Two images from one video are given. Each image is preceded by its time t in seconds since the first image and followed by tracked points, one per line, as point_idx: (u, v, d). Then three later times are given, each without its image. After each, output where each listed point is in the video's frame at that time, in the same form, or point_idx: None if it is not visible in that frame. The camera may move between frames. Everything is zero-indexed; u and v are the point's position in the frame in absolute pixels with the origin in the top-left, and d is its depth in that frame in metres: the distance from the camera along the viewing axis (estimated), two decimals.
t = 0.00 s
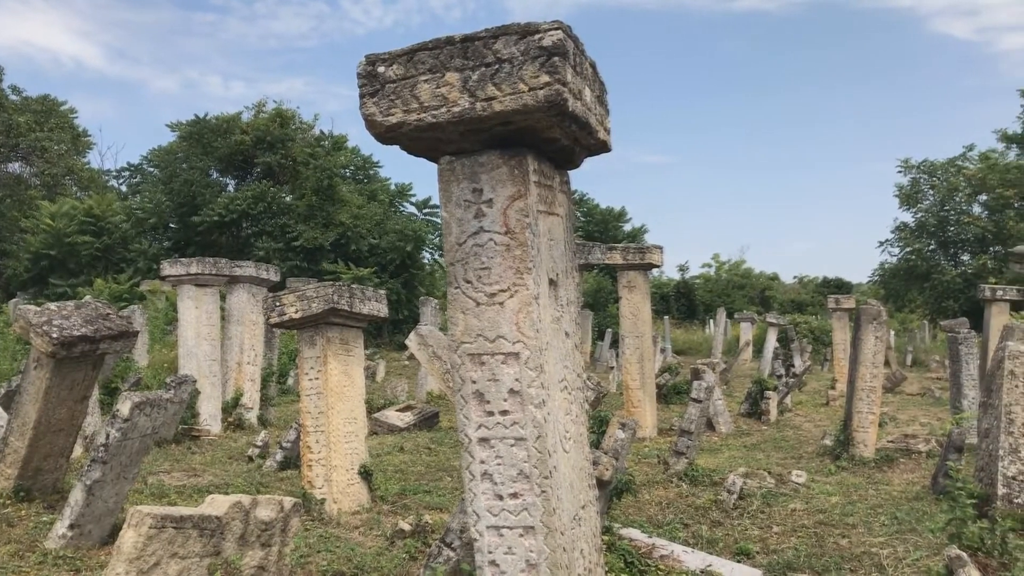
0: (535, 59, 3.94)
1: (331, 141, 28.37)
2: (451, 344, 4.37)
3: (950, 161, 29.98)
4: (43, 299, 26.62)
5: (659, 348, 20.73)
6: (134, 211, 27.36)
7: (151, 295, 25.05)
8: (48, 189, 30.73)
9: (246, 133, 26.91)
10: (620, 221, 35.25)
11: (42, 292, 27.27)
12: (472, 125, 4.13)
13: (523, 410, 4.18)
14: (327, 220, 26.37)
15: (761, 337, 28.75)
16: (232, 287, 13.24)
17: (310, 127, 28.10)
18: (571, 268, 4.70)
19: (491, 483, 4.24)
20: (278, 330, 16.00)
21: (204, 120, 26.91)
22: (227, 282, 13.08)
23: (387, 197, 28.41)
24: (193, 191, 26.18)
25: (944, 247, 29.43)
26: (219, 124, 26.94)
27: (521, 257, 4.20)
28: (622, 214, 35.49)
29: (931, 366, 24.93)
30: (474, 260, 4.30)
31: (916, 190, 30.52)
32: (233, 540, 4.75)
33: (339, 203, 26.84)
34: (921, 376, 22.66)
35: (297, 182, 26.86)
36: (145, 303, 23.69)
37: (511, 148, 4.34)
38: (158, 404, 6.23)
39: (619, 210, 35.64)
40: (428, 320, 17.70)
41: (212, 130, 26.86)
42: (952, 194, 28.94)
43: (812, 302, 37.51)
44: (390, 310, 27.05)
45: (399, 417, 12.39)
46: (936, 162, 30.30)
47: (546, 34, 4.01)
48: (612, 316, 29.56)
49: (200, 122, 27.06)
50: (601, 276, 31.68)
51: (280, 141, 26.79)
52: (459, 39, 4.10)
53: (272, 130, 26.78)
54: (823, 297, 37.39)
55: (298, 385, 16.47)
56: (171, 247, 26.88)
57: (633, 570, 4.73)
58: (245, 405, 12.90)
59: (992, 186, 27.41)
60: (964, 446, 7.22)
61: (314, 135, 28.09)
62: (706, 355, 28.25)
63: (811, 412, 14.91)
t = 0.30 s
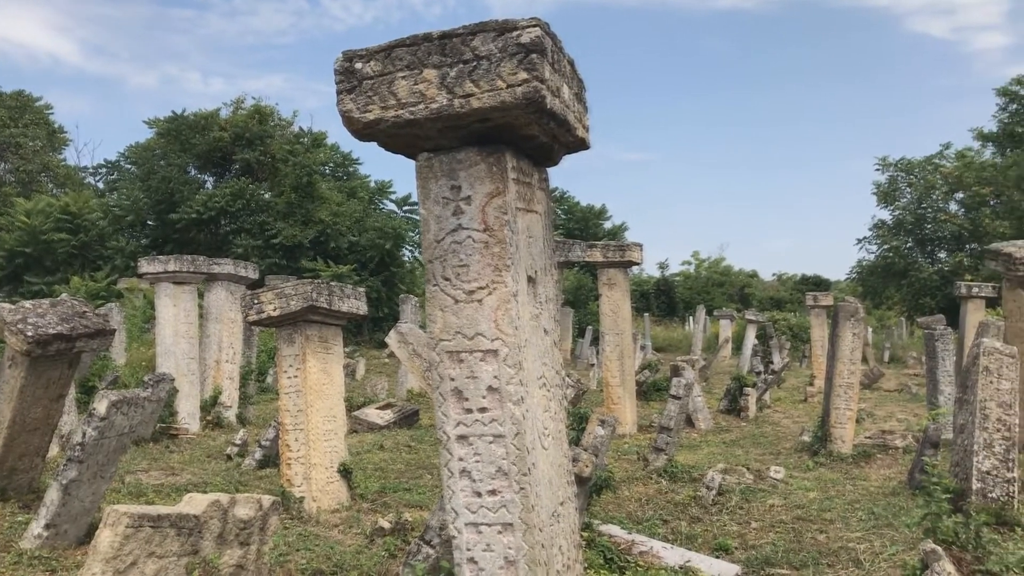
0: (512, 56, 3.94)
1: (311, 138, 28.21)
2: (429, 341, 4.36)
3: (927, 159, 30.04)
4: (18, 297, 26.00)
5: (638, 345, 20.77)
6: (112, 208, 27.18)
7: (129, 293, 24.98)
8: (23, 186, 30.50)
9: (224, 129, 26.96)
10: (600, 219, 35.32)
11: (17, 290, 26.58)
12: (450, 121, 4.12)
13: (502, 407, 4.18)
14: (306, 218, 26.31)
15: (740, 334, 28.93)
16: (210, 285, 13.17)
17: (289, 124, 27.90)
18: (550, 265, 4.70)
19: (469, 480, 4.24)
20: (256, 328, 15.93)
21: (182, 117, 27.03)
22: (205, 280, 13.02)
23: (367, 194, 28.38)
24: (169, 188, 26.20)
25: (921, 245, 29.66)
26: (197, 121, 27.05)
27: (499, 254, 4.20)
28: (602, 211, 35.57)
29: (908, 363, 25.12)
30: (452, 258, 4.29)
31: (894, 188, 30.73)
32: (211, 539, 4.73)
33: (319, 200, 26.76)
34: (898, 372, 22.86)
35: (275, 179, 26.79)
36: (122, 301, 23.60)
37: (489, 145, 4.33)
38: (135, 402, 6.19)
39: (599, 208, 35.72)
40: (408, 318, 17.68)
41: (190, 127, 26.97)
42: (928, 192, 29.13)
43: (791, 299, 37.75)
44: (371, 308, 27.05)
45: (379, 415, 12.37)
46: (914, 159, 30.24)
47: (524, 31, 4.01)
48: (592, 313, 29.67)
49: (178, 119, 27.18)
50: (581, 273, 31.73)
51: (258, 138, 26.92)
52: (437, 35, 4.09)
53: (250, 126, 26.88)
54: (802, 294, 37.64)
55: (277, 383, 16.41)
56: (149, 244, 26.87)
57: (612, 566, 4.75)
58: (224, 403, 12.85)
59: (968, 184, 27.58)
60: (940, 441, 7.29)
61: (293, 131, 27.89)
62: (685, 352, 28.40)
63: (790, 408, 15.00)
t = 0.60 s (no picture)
0: (489, 52, 3.93)
1: (288, 134, 28.07)
2: (406, 337, 4.34)
3: (903, 156, 30.01)
4: None
5: (616, 341, 20.80)
6: (86, 204, 27.00)
7: (104, 289, 24.93)
8: None
9: (201, 125, 26.75)
10: (578, 216, 35.39)
11: None
12: (427, 118, 4.11)
13: (478, 403, 4.17)
14: (284, 214, 26.21)
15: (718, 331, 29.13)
16: (186, 281, 13.08)
17: (266, 120, 27.73)
18: (527, 262, 4.70)
19: (446, 476, 4.23)
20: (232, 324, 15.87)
21: (158, 112, 26.62)
22: (181, 275, 12.94)
23: (345, 190, 28.33)
24: (146, 184, 25.89)
25: (897, 242, 29.91)
26: (173, 116, 26.68)
27: (476, 250, 4.19)
28: (581, 208, 35.65)
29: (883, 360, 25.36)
30: (429, 254, 4.27)
31: (870, 185, 30.96)
32: (187, 537, 4.70)
33: (296, 196, 26.66)
34: (874, 369, 23.09)
35: (252, 175, 26.58)
36: (97, 298, 23.47)
37: (466, 141, 4.31)
38: (110, 400, 6.16)
39: (577, 205, 35.80)
40: (385, 314, 17.68)
41: (166, 122, 26.62)
42: (904, 190, 29.47)
43: (768, 296, 38.00)
44: (349, 305, 27.00)
45: (356, 412, 12.35)
46: (890, 157, 30.42)
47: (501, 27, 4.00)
48: (571, 310, 29.77)
49: (153, 114, 26.76)
50: (560, 270, 31.79)
51: (235, 133, 26.63)
52: (413, 31, 4.08)
53: (228, 122, 26.65)
54: (779, 291, 37.91)
55: (253, 380, 16.36)
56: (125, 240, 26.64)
57: (590, 562, 4.78)
58: (200, 400, 12.79)
59: (943, 182, 27.79)
60: (913, 437, 7.37)
61: (270, 127, 27.74)
62: (663, 349, 28.56)
63: (766, 404, 15.12)
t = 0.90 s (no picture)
0: (462, 47, 3.92)
1: (261, 130, 27.87)
2: (378, 334, 4.31)
3: (874, 157, 30.77)
4: None
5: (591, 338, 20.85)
6: (55, 199, 26.72)
7: (73, 285, 24.87)
8: None
9: (173, 120, 26.38)
10: (553, 214, 35.44)
11: None
12: (400, 114, 4.08)
13: (451, 400, 4.15)
14: (256, 210, 26.05)
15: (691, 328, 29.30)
16: (157, 277, 12.93)
17: (239, 115, 27.44)
18: (501, 258, 4.69)
19: (419, 473, 4.21)
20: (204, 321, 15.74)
21: (130, 106, 26.33)
22: (151, 272, 12.78)
23: (319, 186, 28.21)
24: (116, 179, 25.67)
25: (868, 241, 30.20)
26: (144, 110, 26.34)
27: (449, 247, 4.17)
28: (556, 206, 35.71)
29: (854, 358, 25.64)
30: (401, 250, 4.25)
31: (841, 185, 31.28)
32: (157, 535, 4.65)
33: (269, 191, 26.33)
34: (844, 366, 23.34)
35: (225, 171, 26.34)
36: (67, 294, 23.24)
37: (439, 137, 4.29)
38: (79, 397, 6.08)
39: (552, 203, 35.86)
40: (359, 311, 17.63)
41: (138, 117, 26.31)
42: (875, 189, 29.83)
43: (741, 294, 38.28)
44: (322, 302, 26.90)
45: (329, 409, 12.30)
46: (861, 157, 30.85)
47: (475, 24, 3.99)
48: (545, 307, 29.86)
49: (125, 109, 26.48)
50: (534, 268, 31.84)
51: (207, 128, 26.34)
52: (386, 26, 4.06)
53: (199, 117, 26.30)
54: (752, 289, 38.21)
55: (225, 377, 16.26)
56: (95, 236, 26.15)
57: (563, 558, 4.80)
58: (171, 398, 12.70)
59: (913, 182, 28.08)
60: (883, 434, 7.44)
61: (243, 122, 27.50)
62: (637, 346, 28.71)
63: (738, 401, 15.22)
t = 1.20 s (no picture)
0: (437, 45, 3.90)
1: (234, 126, 27.66)
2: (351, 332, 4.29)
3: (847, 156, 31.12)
4: None
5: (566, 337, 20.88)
6: (25, 195, 26.39)
7: (43, 282, 24.56)
8: None
9: (145, 115, 26.15)
10: (529, 212, 35.50)
11: None
12: (374, 111, 4.06)
13: (424, 398, 4.14)
14: (229, 207, 25.85)
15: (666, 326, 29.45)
16: (128, 274, 12.81)
17: (212, 111, 27.21)
18: (475, 256, 4.68)
19: (392, 471, 4.19)
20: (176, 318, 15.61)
21: (101, 102, 26.11)
22: (122, 269, 12.66)
23: (293, 183, 28.05)
24: (87, 175, 25.39)
25: (841, 240, 30.47)
26: (116, 106, 26.14)
27: (423, 245, 4.15)
28: (531, 204, 35.78)
29: (827, 356, 25.94)
30: (375, 248, 4.22)
31: (814, 184, 31.61)
32: (127, 535, 4.60)
33: (242, 188, 26.25)
34: (816, 364, 23.56)
35: (198, 167, 26.09)
36: (36, 291, 22.98)
37: (413, 135, 4.27)
38: (47, 395, 6.02)
39: (528, 201, 35.90)
40: (333, 309, 17.56)
41: (109, 112, 26.09)
42: (848, 189, 30.10)
43: (715, 292, 38.56)
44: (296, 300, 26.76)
45: (303, 407, 12.25)
46: (834, 157, 31.20)
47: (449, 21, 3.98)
48: (521, 305, 29.92)
49: (96, 104, 26.25)
50: (510, 266, 31.88)
51: (181, 124, 25.99)
52: (360, 23, 4.03)
53: (172, 113, 25.97)
54: (725, 287, 38.54)
55: (198, 375, 16.16)
56: (65, 232, 26.12)
57: (536, 556, 4.82)
58: (143, 396, 12.59)
59: (885, 181, 28.33)
60: (854, 431, 7.52)
61: (216, 118, 27.27)
62: (612, 344, 28.84)
63: (712, 399, 15.33)
